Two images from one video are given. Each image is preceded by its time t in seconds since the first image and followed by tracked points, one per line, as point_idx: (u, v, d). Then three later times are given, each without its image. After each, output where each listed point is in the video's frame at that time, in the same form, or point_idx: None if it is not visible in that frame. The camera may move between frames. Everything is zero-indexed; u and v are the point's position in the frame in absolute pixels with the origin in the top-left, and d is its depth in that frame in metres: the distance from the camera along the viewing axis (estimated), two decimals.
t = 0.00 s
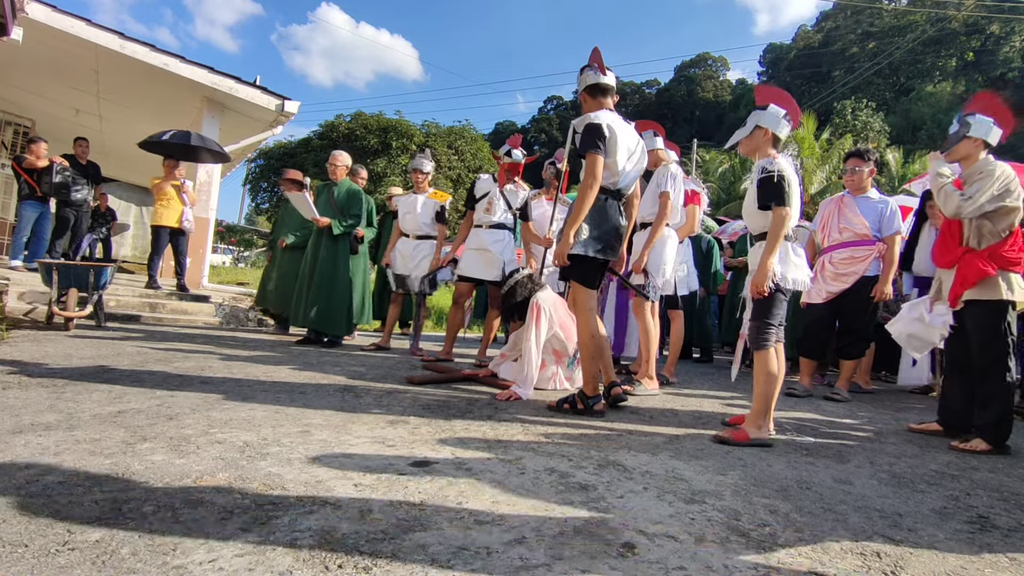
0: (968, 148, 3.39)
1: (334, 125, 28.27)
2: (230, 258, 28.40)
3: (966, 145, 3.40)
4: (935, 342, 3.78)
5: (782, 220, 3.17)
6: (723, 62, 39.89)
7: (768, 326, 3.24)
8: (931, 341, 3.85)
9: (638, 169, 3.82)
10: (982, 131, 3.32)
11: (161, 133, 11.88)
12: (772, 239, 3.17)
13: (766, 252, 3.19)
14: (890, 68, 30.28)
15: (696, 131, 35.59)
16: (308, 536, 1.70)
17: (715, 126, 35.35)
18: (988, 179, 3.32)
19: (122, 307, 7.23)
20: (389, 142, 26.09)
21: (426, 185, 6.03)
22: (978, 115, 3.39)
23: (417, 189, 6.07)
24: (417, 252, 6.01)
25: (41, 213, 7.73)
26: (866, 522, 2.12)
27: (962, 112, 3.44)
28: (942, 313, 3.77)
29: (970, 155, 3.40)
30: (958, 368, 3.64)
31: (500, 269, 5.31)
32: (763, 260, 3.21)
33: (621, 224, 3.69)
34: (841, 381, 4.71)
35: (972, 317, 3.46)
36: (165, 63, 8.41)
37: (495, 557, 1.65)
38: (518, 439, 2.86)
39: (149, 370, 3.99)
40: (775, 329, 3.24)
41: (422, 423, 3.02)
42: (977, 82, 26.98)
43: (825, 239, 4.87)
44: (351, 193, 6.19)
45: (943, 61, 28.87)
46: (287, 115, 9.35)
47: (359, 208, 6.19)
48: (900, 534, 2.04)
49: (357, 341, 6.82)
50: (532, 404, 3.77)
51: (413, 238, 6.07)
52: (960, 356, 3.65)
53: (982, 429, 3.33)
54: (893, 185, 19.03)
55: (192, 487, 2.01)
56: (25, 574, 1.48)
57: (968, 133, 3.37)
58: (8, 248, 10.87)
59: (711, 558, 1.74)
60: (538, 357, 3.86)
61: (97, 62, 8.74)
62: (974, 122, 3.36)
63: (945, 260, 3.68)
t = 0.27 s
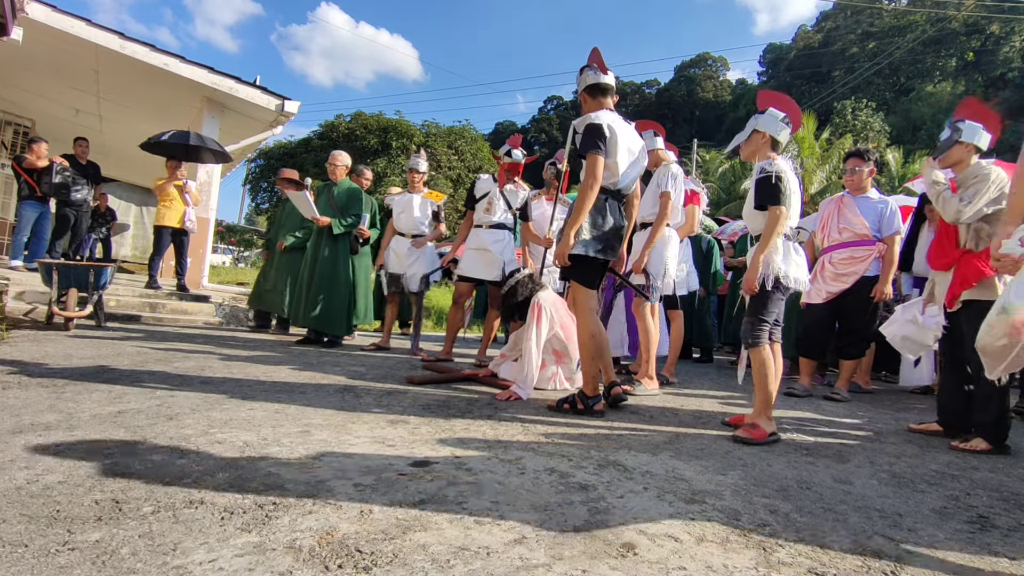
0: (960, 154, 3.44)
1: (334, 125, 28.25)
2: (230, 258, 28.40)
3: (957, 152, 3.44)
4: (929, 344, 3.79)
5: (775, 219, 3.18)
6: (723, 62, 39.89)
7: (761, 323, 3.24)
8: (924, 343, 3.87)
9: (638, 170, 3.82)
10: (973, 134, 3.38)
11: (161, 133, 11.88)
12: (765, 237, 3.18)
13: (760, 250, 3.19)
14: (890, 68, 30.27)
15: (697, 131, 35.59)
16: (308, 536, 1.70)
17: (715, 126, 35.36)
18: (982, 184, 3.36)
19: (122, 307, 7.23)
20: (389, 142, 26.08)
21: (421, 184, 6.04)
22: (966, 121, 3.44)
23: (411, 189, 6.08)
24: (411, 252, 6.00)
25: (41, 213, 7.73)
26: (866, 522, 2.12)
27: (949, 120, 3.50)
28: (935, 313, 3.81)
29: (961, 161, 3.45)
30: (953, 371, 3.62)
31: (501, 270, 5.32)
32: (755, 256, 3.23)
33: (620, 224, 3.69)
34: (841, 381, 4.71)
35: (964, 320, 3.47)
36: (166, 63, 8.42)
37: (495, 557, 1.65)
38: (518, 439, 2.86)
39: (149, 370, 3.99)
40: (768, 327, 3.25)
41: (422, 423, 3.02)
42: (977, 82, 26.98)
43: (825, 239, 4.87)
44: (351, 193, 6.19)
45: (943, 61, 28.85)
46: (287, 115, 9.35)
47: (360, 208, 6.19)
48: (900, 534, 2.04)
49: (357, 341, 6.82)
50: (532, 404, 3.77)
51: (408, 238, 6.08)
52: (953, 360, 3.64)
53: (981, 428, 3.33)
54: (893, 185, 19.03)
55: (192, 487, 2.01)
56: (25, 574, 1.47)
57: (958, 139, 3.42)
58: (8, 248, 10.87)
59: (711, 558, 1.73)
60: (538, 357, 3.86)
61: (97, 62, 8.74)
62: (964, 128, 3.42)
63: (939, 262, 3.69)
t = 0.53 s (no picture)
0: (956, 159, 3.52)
1: (334, 125, 28.24)
2: (230, 258, 28.40)
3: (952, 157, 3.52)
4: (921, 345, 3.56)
5: (784, 220, 3.17)
6: (723, 62, 39.90)
7: (758, 320, 3.26)
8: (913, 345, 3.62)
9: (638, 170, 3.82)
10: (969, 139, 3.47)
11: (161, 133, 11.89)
12: (768, 236, 3.17)
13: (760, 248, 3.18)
14: (890, 68, 30.27)
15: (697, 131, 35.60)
16: (308, 536, 1.70)
17: (715, 126, 35.36)
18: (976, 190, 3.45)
19: (122, 307, 7.23)
20: (389, 142, 26.09)
21: (417, 185, 6.04)
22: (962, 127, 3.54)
23: (407, 189, 6.08)
24: (408, 252, 6.01)
25: (41, 212, 7.72)
26: (866, 522, 2.12)
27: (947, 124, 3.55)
28: (925, 314, 3.62)
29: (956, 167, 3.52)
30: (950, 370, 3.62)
31: (501, 269, 5.32)
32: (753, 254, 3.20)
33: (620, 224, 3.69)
34: (841, 381, 4.71)
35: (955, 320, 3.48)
36: (166, 63, 8.42)
37: (495, 557, 1.65)
38: (518, 439, 2.86)
39: (149, 370, 3.99)
40: (764, 325, 3.26)
41: (421, 423, 3.02)
42: (976, 82, 26.99)
43: (825, 239, 4.87)
44: (351, 193, 6.19)
45: (943, 61, 28.84)
46: (287, 115, 9.35)
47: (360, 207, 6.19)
48: (900, 534, 2.04)
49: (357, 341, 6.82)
50: (532, 404, 3.77)
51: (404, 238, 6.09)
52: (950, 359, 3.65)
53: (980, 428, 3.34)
54: (893, 185, 19.04)
55: (192, 487, 2.01)
56: (24, 574, 1.47)
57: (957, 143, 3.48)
58: (8, 248, 10.88)
59: (711, 558, 1.73)
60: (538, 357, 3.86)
61: (97, 62, 8.74)
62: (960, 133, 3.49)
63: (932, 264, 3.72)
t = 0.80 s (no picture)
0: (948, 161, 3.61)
1: (334, 125, 28.22)
2: (230, 258, 28.41)
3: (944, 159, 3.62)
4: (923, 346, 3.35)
5: (792, 224, 3.18)
6: (723, 62, 39.90)
7: (769, 324, 3.24)
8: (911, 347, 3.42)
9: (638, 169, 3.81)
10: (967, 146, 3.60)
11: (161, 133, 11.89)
12: (784, 238, 3.17)
13: (777, 253, 3.19)
14: (890, 68, 30.27)
15: (697, 131, 35.60)
16: (308, 536, 1.70)
17: (715, 127, 35.37)
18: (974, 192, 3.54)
19: (122, 307, 7.23)
20: (389, 142, 26.09)
21: (416, 186, 6.03)
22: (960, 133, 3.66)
23: (406, 190, 6.07)
24: (407, 252, 6.01)
25: (41, 212, 7.71)
26: (866, 522, 2.12)
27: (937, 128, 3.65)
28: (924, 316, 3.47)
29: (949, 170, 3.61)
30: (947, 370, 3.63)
31: (501, 269, 5.34)
32: (774, 259, 3.20)
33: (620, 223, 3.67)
34: (841, 381, 4.72)
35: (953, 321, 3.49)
36: (166, 63, 8.42)
37: (495, 557, 1.65)
38: (518, 439, 2.86)
39: (149, 370, 3.99)
40: (775, 327, 3.25)
41: (422, 423, 3.02)
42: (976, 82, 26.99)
43: (825, 239, 4.87)
44: (351, 193, 6.17)
45: (943, 61, 28.85)
46: (287, 115, 9.35)
47: (360, 207, 6.18)
48: (900, 534, 2.04)
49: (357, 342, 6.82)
50: (532, 405, 3.77)
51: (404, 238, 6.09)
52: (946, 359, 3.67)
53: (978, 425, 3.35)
54: (893, 185, 19.04)
55: (192, 487, 2.01)
56: (24, 574, 1.47)
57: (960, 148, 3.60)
58: (8, 248, 10.88)
59: (711, 558, 1.74)
60: (539, 358, 3.87)
61: (97, 62, 8.74)
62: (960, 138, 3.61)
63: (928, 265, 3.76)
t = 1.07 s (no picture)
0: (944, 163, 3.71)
1: (334, 125, 28.21)
2: (230, 258, 28.42)
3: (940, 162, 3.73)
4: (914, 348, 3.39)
5: (794, 223, 3.16)
6: (723, 62, 39.90)
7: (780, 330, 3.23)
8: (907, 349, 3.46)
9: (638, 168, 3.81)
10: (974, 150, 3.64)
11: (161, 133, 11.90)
12: (787, 239, 3.14)
13: (778, 255, 3.16)
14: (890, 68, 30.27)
15: (697, 131, 35.60)
16: (308, 536, 1.70)
17: (715, 127, 35.38)
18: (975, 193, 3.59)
19: (122, 307, 7.23)
20: (389, 142, 26.09)
21: (416, 185, 6.02)
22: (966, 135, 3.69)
23: (407, 190, 6.06)
24: (407, 253, 6.01)
25: (41, 212, 7.72)
26: (866, 522, 2.12)
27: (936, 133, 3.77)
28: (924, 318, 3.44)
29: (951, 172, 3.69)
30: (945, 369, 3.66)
31: (499, 270, 5.34)
32: (775, 261, 3.17)
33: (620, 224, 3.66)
34: (841, 381, 4.72)
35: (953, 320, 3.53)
36: (166, 63, 8.42)
37: (495, 557, 1.65)
38: (518, 439, 2.86)
39: (148, 370, 3.99)
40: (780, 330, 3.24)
41: (422, 423, 3.02)
42: (977, 82, 27.03)
43: (825, 239, 4.88)
44: (350, 193, 6.16)
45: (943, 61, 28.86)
46: (287, 115, 9.35)
47: (360, 208, 6.18)
48: (900, 534, 2.04)
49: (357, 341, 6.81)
50: (532, 405, 3.78)
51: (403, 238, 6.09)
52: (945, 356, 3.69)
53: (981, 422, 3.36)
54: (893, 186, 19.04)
55: (192, 487, 2.01)
56: (24, 574, 1.47)
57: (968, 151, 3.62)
58: (8, 248, 10.88)
59: (711, 558, 1.73)
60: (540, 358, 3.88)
61: (97, 62, 8.74)
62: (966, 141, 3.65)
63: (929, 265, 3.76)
